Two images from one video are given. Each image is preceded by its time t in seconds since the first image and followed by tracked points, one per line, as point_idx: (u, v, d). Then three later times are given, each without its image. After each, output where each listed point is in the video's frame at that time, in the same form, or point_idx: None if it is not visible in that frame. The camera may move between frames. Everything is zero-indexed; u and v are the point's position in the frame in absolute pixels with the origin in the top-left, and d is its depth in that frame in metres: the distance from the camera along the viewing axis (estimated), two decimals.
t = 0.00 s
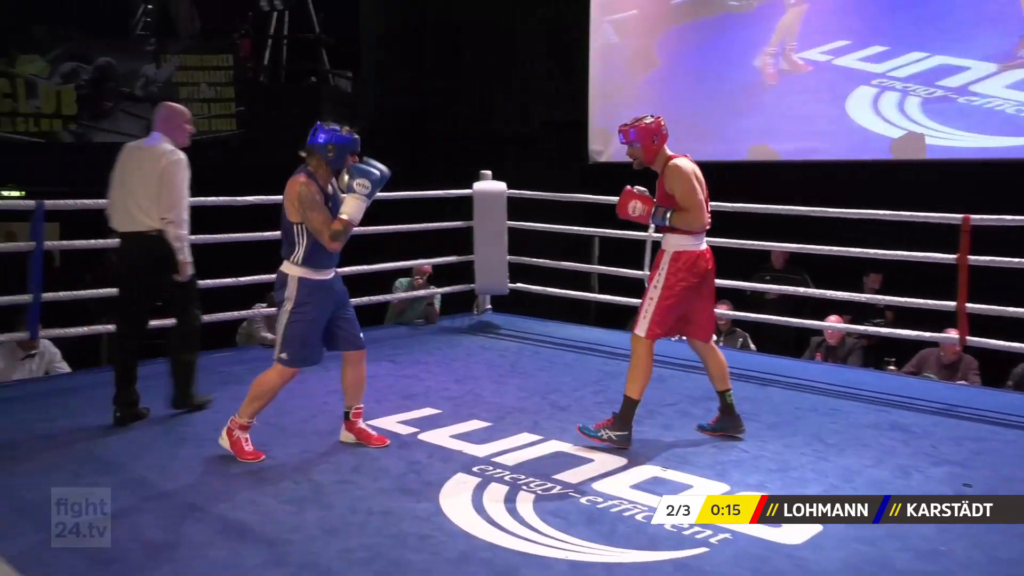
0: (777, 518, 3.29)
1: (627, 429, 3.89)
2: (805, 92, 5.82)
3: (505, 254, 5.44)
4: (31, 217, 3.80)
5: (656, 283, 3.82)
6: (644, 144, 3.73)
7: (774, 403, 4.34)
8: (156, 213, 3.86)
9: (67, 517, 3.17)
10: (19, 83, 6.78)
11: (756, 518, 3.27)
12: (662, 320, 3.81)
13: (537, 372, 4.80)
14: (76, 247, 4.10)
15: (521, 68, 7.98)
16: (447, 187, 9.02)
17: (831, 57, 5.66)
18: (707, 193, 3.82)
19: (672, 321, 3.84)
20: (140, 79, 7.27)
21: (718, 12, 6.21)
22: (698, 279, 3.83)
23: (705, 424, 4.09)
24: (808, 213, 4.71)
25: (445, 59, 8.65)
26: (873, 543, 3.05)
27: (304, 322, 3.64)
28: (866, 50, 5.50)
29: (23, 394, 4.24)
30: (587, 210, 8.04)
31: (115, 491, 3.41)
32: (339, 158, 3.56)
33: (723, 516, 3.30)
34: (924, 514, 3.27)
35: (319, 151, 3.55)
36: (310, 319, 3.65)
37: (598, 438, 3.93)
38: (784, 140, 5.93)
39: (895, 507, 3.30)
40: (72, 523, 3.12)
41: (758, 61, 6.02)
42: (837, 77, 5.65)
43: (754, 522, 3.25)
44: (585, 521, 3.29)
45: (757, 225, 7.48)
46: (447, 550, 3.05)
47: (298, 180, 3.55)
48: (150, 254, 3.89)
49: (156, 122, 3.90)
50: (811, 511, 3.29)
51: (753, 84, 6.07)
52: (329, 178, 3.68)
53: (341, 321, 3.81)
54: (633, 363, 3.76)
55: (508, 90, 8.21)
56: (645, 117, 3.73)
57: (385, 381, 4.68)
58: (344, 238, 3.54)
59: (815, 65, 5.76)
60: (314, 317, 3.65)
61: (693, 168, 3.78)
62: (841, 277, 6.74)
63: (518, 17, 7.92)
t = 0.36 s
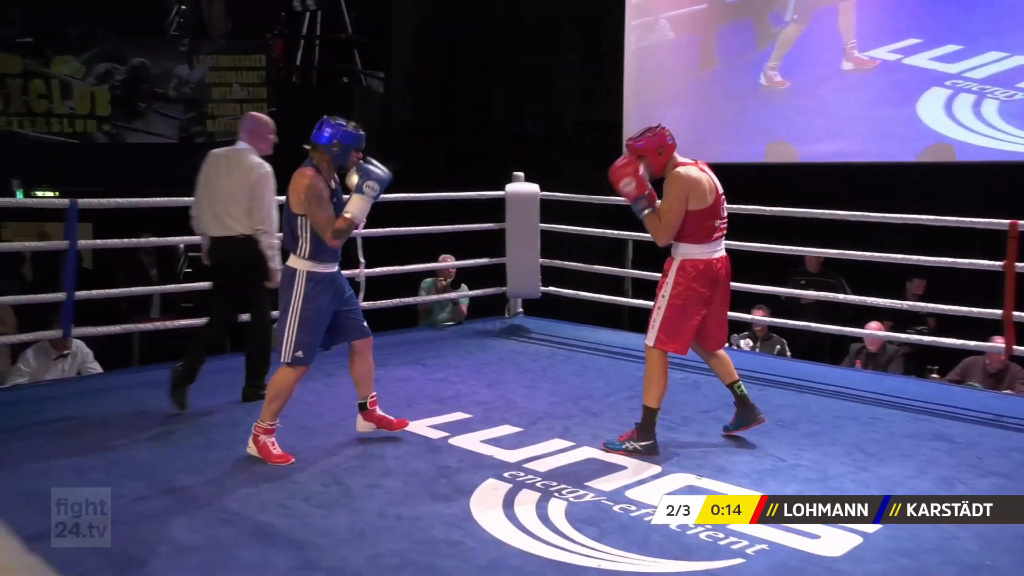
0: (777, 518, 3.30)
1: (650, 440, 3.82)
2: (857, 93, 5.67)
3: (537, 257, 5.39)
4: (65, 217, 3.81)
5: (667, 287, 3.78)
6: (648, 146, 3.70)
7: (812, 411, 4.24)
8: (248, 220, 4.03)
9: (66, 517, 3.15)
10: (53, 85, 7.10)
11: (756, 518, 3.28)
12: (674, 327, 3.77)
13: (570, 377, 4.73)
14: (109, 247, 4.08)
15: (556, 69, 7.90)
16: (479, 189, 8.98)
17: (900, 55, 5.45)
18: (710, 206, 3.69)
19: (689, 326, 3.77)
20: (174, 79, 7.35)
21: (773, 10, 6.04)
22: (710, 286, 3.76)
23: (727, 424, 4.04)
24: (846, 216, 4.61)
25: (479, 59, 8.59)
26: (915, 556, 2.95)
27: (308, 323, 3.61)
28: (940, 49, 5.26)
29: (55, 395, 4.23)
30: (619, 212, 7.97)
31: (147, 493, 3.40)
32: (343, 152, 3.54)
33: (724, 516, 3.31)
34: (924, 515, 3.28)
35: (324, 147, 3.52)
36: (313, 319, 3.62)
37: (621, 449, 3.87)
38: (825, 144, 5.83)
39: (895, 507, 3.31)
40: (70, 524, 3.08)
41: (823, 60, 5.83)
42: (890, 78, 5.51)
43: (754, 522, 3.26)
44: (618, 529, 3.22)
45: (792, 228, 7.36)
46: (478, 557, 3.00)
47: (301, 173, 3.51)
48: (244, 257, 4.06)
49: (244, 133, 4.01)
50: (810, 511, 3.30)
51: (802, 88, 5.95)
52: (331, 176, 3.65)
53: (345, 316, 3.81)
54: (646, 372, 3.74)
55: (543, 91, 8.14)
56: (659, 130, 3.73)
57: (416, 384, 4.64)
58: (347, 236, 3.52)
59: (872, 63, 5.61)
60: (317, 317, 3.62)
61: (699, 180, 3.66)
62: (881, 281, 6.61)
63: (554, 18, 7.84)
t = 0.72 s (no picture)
0: (777, 518, 3.28)
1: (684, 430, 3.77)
2: (924, 92, 5.42)
3: (577, 258, 5.31)
4: (105, 217, 3.81)
5: (698, 287, 3.70)
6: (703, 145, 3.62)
7: (860, 418, 4.12)
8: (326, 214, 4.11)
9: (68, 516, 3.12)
10: (94, 84, 7.18)
11: (756, 518, 3.26)
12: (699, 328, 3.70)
13: (610, 381, 4.65)
14: (148, 247, 4.07)
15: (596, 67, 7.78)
16: (515, 189, 8.91)
17: (982, 52, 5.16)
18: (758, 213, 3.63)
19: (713, 328, 3.70)
20: (213, 78, 7.27)
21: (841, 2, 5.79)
22: (740, 289, 3.70)
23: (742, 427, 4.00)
24: (896, 217, 4.48)
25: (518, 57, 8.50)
26: (971, 569, 2.84)
27: (354, 319, 3.58)
28: None
29: (93, 394, 4.23)
30: (657, 213, 7.86)
31: (185, 492, 3.38)
32: (404, 162, 3.51)
33: (724, 516, 3.28)
34: (923, 514, 3.26)
35: (384, 151, 3.51)
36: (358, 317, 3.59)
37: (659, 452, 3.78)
38: (878, 141, 5.63)
39: (895, 507, 3.30)
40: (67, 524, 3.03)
41: (882, 54, 5.61)
42: (964, 70, 5.24)
43: (754, 522, 3.23)
44: (660, 535, 3.14)
45: (836, 229, 7.19)
46: (517, 562, 2.94)
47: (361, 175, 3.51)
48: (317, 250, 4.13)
49: (324, 131, 4.09)
50: (810, 511, 3.29)
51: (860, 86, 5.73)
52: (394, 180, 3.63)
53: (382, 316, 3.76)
54: (663, 361, 3.68)
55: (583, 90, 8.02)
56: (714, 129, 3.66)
57: (453, 386, 4.59)
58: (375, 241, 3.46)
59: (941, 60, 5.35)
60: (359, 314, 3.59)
61: (751, 184, 3.59)
62: (931, 284, 6.44)
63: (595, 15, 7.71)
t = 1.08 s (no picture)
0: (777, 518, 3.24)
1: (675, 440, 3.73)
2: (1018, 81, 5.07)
3: (611, 255, 5.25)
4: (138, 210, 3.80)
5: (694, 284, 3.62)
6: (698, 138, 3.55)
7: (900, 422, 4.02)
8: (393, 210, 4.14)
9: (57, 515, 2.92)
10: (129, 78, 6.99)
11: (756, 518, 3.22)
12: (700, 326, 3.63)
13: (642, 381, 4.58)
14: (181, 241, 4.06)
15: (630, 63, 7.69)
16: (546, 185, 8.86)
17: None
18: (750, 207, 3.54)
19: (712, 324, 3.62)
20: (245, 72, 7.45)
21: None
22: (741, 285, 3.61)
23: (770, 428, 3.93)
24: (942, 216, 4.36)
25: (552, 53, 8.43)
26: None
27: (390, 304, 3.59)
28: None
29: (125, 388, 4.23)
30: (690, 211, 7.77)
31: (216, 487, 3.36)
32: (427, 147, 3.45)
33: (723, 517, 3.24)
34: (925, 515, 3.23)
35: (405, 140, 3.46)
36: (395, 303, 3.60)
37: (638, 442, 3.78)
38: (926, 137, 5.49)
39: (895, 507, 3.27)
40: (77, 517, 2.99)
41: (959, 44, 5.32)
42: None
43: (755, 522, 3.20)
44: (694, 538, 3.07)
45: (874, 228, 7.07)
46: (549, 563, 2.88)
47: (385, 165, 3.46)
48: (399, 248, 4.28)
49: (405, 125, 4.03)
50: (811, 511, 3.24)
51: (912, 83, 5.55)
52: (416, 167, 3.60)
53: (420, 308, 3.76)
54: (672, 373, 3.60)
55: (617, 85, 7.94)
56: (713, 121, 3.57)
57: (484, 384, 4.54)
58: (423, 223, 3.46)
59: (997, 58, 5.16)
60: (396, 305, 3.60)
61: (741, 178, 3.51)
62: (974, 285, 6.31)
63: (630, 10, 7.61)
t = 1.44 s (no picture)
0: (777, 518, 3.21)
1: (687, 428, 3.67)
2: None
3: (634, 254, 5.18)
4: (157, 204, 3.76)
5: (708, 280, 3.56)
6: (711, 136, 3.48)
7: (929, 428, 3.93)
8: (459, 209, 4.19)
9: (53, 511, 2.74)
10: (148, 70, 7.17)
11: (756, 518, 3.19)
12: (709, 322, 3.56)
13: (665, 383, 4.50)
14: (200, 236, 4.02)
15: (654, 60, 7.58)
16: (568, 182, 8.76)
17: None
18: (767, 203, 3.46)
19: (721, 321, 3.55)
20: (266, 65, 7.30)
21: None
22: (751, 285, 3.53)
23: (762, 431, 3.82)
24: (975, 217, 4.28)
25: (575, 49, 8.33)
26: None
27: (408, 298, 3.52)
28: None
29: (142, 384, 4.20)
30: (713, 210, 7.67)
31: (232, 484, 3.32)
32: (441, 143, 3.44)
33: (723, 517, 3.22)
34: (924, 515, 3.22)
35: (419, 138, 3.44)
36: (418, 296, 3.54)
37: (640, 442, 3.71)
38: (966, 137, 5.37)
39: (895, 507, 3.25)
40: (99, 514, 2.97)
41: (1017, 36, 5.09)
42: None
43: (755, 522, 3.17)
44: (718, 544, 3.00)
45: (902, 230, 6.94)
46: (569, 567, 2.82)
47: (401, 165, 3.41)
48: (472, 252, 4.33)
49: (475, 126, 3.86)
50: (811, 511, 3.22)
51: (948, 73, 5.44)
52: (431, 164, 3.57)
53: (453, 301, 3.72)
54: (673, 358, 3.54)
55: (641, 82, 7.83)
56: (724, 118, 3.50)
57: (504, 384, 4.48)
58: (442, 221, 3.41)
59: None
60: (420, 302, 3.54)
61: (756, 174, 3.43)
62: (1007, 288, 6.17)
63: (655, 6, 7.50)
